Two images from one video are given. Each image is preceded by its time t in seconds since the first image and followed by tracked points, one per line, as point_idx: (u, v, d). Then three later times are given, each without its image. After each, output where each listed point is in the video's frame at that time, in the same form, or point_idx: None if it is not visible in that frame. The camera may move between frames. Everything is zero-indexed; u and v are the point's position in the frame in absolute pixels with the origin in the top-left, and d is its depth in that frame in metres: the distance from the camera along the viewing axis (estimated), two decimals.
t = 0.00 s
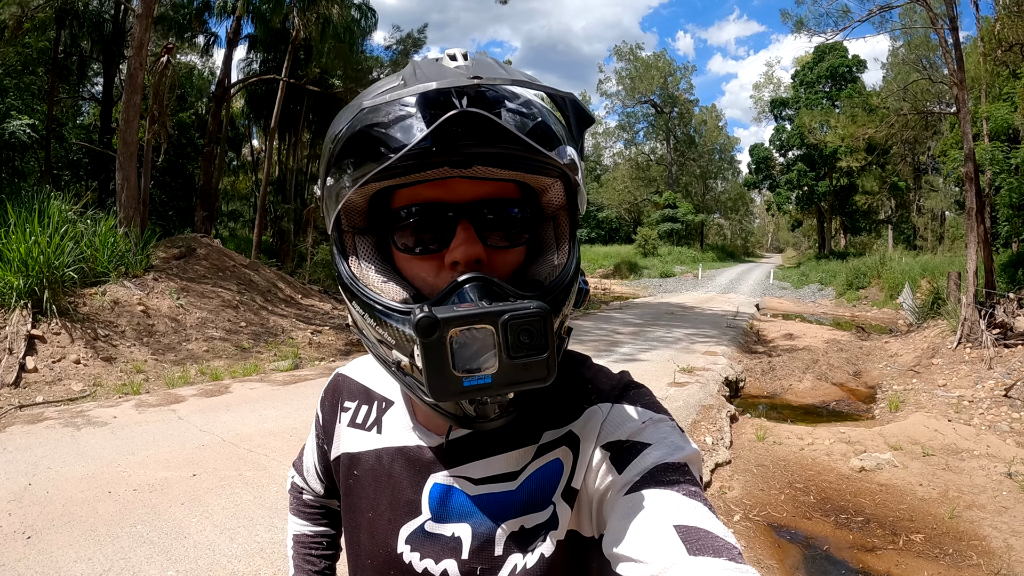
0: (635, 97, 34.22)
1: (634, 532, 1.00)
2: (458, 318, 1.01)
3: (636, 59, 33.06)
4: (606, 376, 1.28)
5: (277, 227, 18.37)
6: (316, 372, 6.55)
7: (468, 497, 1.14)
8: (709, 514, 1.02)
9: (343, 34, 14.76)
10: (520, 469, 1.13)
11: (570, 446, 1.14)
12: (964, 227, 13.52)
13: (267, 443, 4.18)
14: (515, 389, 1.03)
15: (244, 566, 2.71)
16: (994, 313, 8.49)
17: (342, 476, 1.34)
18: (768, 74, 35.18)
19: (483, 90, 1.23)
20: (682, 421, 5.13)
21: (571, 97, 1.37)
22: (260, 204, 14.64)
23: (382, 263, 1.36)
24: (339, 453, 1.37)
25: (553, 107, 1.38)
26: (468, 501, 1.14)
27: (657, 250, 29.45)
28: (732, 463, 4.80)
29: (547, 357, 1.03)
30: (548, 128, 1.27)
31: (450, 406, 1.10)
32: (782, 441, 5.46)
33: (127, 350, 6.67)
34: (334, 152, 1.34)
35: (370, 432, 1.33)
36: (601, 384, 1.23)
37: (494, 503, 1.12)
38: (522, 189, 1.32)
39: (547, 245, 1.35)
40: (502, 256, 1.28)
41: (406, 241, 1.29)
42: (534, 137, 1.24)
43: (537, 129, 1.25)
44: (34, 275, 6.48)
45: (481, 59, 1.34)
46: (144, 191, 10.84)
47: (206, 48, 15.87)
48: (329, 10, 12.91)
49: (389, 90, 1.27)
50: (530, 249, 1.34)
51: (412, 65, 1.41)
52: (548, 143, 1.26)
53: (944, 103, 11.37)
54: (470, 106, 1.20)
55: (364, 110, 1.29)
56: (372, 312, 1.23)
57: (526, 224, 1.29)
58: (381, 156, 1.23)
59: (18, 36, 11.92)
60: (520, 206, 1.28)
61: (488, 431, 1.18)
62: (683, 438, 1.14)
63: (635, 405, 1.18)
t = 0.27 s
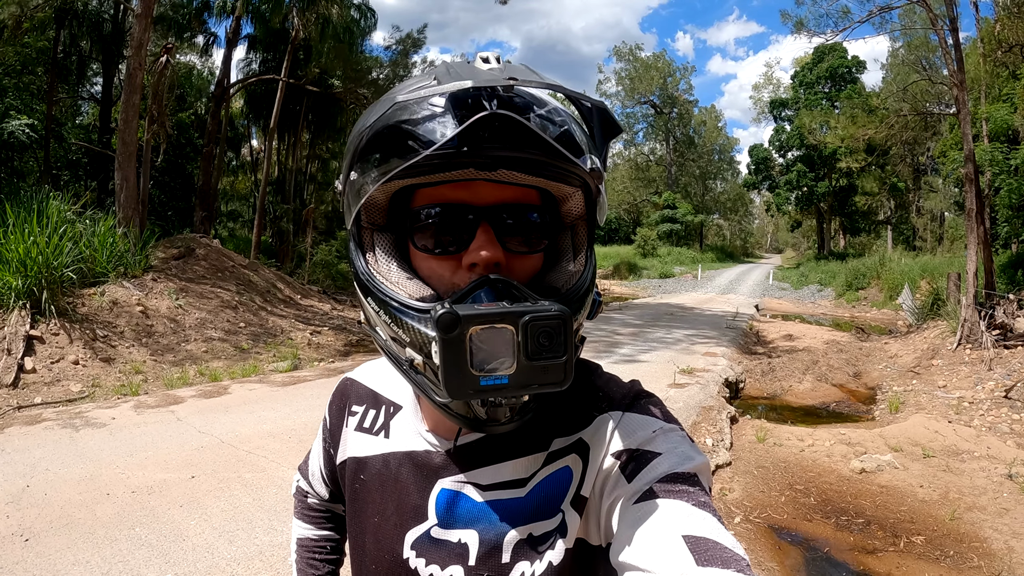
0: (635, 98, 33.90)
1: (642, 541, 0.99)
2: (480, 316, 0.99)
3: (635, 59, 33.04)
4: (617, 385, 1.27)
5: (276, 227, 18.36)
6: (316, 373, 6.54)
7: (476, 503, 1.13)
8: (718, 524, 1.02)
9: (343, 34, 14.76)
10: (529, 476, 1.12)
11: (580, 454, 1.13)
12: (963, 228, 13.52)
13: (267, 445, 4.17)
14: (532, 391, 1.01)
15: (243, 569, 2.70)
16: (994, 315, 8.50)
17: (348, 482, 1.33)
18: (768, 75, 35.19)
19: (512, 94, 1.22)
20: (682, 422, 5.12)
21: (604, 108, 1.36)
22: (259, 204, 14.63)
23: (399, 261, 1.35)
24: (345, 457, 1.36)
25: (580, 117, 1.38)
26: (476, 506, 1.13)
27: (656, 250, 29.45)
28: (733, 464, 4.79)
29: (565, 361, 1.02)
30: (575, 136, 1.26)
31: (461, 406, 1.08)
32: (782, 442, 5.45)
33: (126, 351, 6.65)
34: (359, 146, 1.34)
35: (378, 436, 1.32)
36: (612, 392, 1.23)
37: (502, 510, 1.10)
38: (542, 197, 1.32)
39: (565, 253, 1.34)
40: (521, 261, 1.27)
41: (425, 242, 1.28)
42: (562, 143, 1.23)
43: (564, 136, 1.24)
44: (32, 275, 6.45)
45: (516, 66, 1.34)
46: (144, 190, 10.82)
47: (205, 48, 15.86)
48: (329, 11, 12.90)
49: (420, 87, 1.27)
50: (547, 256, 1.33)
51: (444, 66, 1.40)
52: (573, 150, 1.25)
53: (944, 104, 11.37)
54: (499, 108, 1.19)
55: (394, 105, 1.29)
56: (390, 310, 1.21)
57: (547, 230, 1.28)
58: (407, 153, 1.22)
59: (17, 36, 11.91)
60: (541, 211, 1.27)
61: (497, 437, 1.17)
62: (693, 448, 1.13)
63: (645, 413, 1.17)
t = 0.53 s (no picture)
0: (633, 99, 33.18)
1: (645, 545, 0.98)
2: (487, 321, 0.99)
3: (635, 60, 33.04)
4: (620, 389, 1.26)
5: (275, 227, 18.33)
6: (315, 374, 6.52)
7: (477, 505, 1.12)
8: (721, 529, 1.01)
9: (342, 35, 14.76)
10: (530, 478, 1.11)
11: (582, 457, 1.12)
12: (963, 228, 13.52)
13: (265, 446, 4.16)
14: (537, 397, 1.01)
15: (241, 570, 2.68)
16: (993, 315, 8.51)
17: (348, 482, 1.32)
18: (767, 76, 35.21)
19: (524, 96, 1.20)
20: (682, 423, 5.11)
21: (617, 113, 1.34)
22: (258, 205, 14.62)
23: (406, 261, 1.34)
24: (346, 457, 1.35)
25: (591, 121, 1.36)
26: (477, 508, 1.12)
27: (655, 251, 29.47)
28: (732, 466, 4.79)
29: (572, 368, 1.01)
30: (587, 140, 1.25)
31: (464, 410, 1.07)
32: (782, 443, 5.44)
33: (124, 351, 6.64)
34: (366, 144, 1.33)
35: (379, 436, 1.31)
36: (616, 396, 1.22)
37: (503, 511, 1.10)
38: (551, 200, 1.31)
39: (571, 257, 1.34)
40: (529, 264, 1.26)
41: (432, 243, 1.27)
42: (573, 147, 1.22)
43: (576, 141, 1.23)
44: (31, 275, 6.43)
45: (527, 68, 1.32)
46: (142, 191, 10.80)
47: (204, 48, 15.85)
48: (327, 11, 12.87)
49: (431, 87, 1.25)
50: (555, 260, 1.32)
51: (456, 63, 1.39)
52: (584, 153, 1.23)
53: (943, 105, 11.37)
54: (510, 110, 1.17)
55: (402, 103, 1.27)
56: (395, 311, 1.20)
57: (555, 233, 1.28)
58: (416, 153, 1.20)
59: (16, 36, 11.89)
60: (548, 214, 1.26)
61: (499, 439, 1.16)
62: (697, 452, 1.12)
63: (649, 417, 1.16)
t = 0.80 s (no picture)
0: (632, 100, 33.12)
1: (644, 542, 0.98)
2: (503, 324, 0.98)
3: (634, 61, 33.08)
4: (620, 386, 1.27)
5: (275, 228, 18.33)
6: (314, 374, 6.51)
7: (477, 501, 1.12)
8: (721, 526, 1.01)
9: (342, 35, 14.80)
10: (530, 475, 1.11)
11: (582, 453, 1.12)
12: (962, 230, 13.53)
13: (263, 446, 4.16)
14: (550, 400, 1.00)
15: (239, 570, 2.69)
16: (992, 316, 8.53)
17: (347, 478, 1.32)
18: (767, 77, 35.23)
19: (531, 93, 1.20)
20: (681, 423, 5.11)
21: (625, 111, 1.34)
22: (258, 205, 14.61)
23: (405, 259, 1.35)
24: (345, 452, 1.35)
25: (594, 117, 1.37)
26: (478, 503, 1.12)
27: (654, 252, 29.49)
28: (731, 466, 4.79)
29: (585, 369, 1.01)
30: (593, 139, 1.26)
31: (471, 411, 1.06)
32: (781, 443, 5.44)
33: (124, 351, 6.64)
34: (366, 141, 1.32)
35: (378, 433, 1.31)
36: (615, 393, 1.23)
37: (502, 508, 1.10)
38: (553, 197, 1.32)
39: (573, 255, 1.36)
40: (531, 262, 1.27)
41: (433, 240, 1.27)
42: (579, 145, 1.22)
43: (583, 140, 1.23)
44: (30, 275, 6.42)
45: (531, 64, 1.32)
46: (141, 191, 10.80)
47: (204, 49, 15.86)
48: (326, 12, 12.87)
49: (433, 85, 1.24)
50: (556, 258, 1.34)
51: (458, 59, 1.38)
52: (589, 152, 1.24)
53: (942, 106, 11.38)
54: (517, 108, 1.16)
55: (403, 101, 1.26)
56: (399, 311, 1.20)
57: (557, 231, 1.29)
58: (422, 152, 1.20)
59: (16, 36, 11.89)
60: (551, 211, 1.27)
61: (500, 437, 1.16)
62: (698, 449, 1.12)
63: (648, 414, 1.17)
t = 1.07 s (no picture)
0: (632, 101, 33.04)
1: (641, 535, 1.00)
2: (512, 334, 0.99)
3: (634, 62, 33.10)
4: (617, 380, 1.29)
5: (275, 229, 18.33)
6: (314, 374, 6.52)
7: (475, 495, 1.13)
8: (719, 519, 1.02)
9: (342, 36, 14.82)
10: (528, 469, 1.13)
11: (579, 448, 1.13)
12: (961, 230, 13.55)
13: (264, 445, 4.17)
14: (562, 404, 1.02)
15: (240, 567, 2.70)
16: (991, 317, 8.55)
17: (345, 471, 1.33)
18: (766, 78, 35.25)
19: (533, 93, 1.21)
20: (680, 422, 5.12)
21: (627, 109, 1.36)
22: (258, 206, 14.62)
23: (403, 258, 1.36)
24: (343, 446, 1.36)
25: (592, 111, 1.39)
26: (476, 499, 1.13)
27: (654, 252, 29.51)
28: (730, 465, 4.80)
29: (594, 376, 1.03)
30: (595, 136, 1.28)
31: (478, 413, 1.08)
32: (780, 443, 5.46)
33: (124, 351, 6.65)
34: (362, 141, 1.32)
35: (376, 426, 1.32)
36: (612, 387, 1.24)
37: (500, 502, 1.11)
38: (552, 192, 1.34)
39: (573, 251, 1.38)
40: (532, 259, 1.29)
41: (432, 238, 1.28)
42: (580, 143, 1.24)
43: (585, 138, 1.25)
44: (30, 276, 6.44)
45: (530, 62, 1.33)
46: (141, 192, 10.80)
47: (204, 50, 15.88)
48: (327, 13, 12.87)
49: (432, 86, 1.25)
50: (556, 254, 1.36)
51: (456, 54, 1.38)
52: (591, 150, 1.26)
53: (941, 107, 11.41)
54: (521, 109, 1.17)
55: (400, 101, 1.26)
56: (401, 313, 1.22)
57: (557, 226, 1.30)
58: (421, 154, 1.20)
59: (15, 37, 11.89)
60: (551, 207, 1.29)
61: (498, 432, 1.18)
62: (694, 443, 1.13)
63: (646, 408, 1.18)
